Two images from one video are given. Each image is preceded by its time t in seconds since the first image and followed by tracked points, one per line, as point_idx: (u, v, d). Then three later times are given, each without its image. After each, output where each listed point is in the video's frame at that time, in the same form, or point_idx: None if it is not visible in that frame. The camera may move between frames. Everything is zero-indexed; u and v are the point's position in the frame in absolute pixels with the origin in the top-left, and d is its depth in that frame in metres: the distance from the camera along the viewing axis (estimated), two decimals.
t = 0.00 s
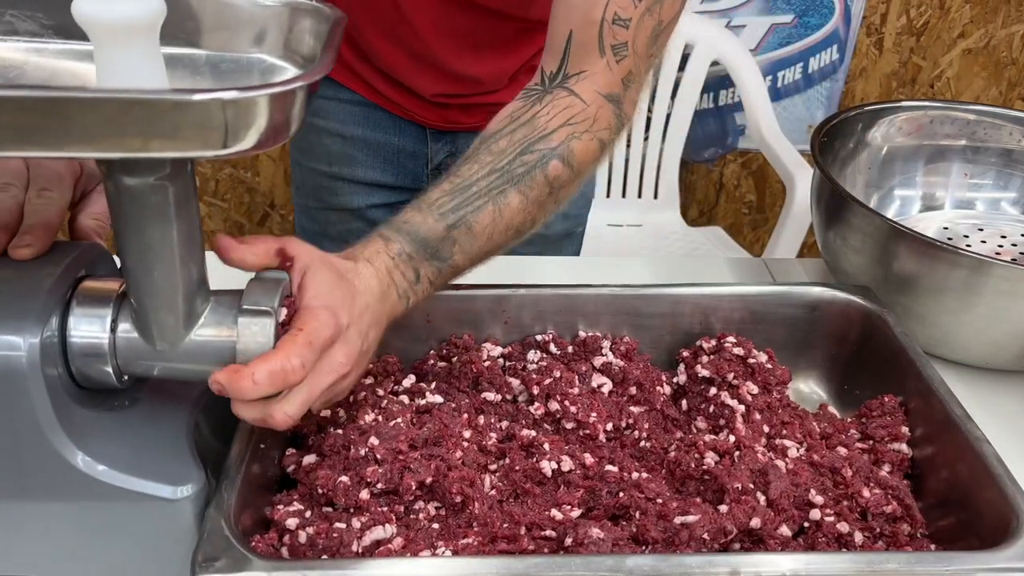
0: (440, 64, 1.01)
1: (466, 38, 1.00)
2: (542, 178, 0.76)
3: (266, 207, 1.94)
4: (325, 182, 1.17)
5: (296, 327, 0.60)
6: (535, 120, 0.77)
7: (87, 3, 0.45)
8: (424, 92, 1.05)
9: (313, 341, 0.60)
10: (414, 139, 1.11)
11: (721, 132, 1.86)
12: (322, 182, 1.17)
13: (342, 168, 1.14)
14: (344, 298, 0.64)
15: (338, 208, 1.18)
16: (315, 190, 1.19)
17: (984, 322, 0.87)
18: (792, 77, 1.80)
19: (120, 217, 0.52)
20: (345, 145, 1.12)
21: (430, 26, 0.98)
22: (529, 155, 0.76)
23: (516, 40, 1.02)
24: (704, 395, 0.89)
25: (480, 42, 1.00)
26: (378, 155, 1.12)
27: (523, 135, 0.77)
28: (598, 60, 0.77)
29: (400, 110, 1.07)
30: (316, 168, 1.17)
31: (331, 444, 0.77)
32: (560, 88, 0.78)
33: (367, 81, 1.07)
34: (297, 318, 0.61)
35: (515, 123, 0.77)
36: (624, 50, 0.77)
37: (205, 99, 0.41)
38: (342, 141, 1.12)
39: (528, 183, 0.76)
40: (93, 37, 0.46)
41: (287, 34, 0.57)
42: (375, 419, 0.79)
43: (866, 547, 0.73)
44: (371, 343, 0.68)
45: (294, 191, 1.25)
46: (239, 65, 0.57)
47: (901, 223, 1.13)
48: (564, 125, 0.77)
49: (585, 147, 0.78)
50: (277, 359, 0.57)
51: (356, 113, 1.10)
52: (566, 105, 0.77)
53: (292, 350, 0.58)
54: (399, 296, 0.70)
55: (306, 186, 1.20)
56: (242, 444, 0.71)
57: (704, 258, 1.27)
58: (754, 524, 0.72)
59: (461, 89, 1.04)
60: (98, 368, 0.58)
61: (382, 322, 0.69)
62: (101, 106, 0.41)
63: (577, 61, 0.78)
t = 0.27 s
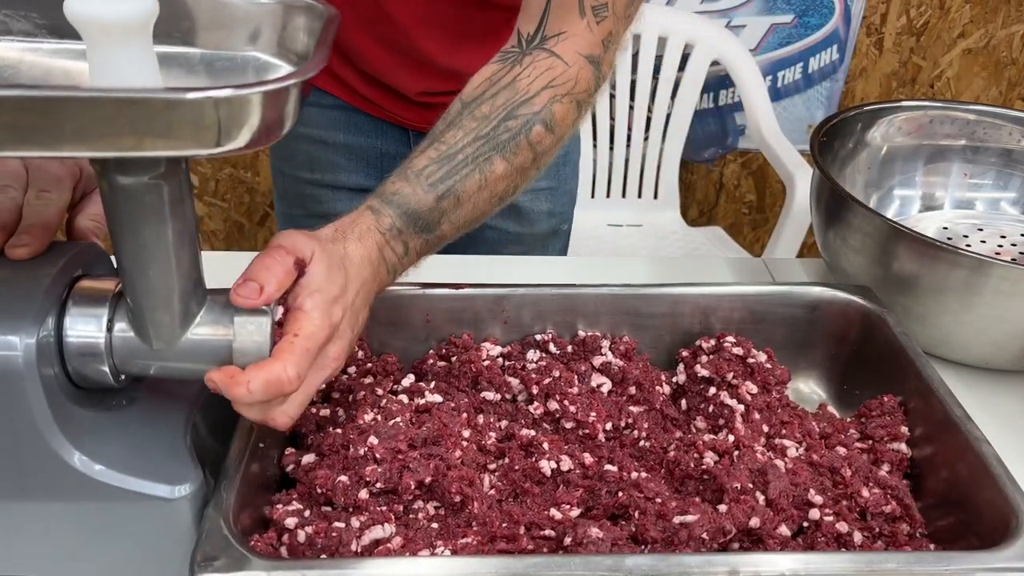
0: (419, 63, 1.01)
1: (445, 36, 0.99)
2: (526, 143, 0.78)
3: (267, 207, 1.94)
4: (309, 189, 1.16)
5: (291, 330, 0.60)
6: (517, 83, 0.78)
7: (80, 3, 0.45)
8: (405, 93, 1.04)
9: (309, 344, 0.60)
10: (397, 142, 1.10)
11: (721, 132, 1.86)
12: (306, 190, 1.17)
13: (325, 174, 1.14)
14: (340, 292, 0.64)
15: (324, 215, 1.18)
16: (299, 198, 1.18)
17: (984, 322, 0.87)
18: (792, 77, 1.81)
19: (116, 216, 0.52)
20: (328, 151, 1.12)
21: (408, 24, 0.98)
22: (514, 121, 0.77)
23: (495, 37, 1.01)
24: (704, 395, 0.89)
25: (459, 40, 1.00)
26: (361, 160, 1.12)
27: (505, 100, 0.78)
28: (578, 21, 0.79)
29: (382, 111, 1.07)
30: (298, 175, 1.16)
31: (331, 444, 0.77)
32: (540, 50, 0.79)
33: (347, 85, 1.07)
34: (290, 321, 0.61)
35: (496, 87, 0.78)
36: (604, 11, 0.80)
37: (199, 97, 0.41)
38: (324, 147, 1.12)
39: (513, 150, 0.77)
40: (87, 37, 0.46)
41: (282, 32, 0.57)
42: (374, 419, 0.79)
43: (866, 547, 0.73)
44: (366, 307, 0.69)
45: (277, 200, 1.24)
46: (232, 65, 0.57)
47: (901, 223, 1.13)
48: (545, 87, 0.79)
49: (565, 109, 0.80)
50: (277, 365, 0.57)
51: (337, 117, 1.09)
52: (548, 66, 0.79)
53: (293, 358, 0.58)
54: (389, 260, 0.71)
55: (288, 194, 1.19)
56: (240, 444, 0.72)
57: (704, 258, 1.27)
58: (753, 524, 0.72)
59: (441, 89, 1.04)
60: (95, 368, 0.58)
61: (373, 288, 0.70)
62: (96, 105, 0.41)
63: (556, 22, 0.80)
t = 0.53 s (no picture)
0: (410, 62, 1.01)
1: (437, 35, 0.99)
2: (535, 104, 0.77)
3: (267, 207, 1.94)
4: (295, 195, 1.15)
5: (297, 355, 0.59)
6: (522, 41, 0.79)
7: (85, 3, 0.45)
8: (396, 93, 1.04)
9: (313, 369, 0.59)
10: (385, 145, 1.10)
11: (722, 132, 1.86)
12: (292, 196, 1.15)
13: (312, 180, 1.13)
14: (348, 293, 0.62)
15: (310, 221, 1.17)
16: (284, 204, 1.17)
17: (983, 322, 0.87)
18: (792, 77, 1.81)
19: (119, 217, 0.52)
20: (313, 157, 1.11)
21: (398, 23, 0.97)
22: (521, 80, 0.77)
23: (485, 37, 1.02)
24: (704, 395, 0.89)
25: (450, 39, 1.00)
26: (347, 165, 1.12)
27: (511, 60, 0.78)
28: None
29: (371, 113, 1.07)
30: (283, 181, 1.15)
31: (331, 444, 0.77)
32: (540, 10, 0.81)
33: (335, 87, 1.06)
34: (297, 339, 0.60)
35: (500, 46, 0.79)
36: None
37: (204, 99, 0.41)
38: (309, 152, 1.11)
39: (523, 111, 0.76)
40: (92, 37, 0.46)
41: (285, 34, 0.57)
42: (374, 420, 0.79)
43: (866, 547, 0.73)
44: (376, 274, 0.66)
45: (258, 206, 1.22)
46: (237, 66, 0.57)
47: (901, 223, 1.13)
48: (551, 43, 0.79)
49: (570, 69, 0.79)
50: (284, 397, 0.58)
51: (324, 121, 1.09)
52: (551, 24, 0.80)
53: (297, 390, 0.58)
54: (405, 225, 0.67)
55: (273, 202, 1.18)
56: (242, 444, 0.72)
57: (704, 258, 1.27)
58: (754, 524, 0.72)
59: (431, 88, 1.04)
60: (97, 368, 0.58)
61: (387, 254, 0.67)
62: (100, 105, 0.41)
63: None
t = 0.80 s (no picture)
0: (407, 67, 0.97)
1: (434, 39, 0.95)
2: (621, 70, 0.76)
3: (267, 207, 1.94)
4: (293, 201, 1.14)
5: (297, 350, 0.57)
6: (595, 11, 0.77)
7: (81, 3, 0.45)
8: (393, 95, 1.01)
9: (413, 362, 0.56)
10: (382, 149, 1.08)
11: (721, 132, 1.86)
12: (290, 201, 1.14)
13: (309, 185, 1.11)
14: (449, 290, 0.59)
15: (309, 225, 1.16)
16: (282, 209, 1.16)
17: (984, 322, 0.87)
18: (792, 77, 1.81)
19: (117, 217, 0.52)
20: (311, 161, 1.09)
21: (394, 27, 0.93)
22: (605, 49, 0.76)
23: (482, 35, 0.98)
24: (704, 395, 0.89)
25: (448, 42, 0.96)
26: (345, 169, 1.09)
27: (590, 31, 0.76)
28: None
29: (367, 116, 1.04)
30: (283, 186, 1.13)
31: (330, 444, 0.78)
32: None
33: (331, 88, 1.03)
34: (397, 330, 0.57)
35: (576, 19, 0.77)
36: None
37: (201, 98, 0.41)
38: (308, 156, 1.09)
39: (611, 80, 0.75)
40: (88, 37, 0.46)
41: (284, 33, 0.57)
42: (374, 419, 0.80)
43: (866, 547, 0.73)
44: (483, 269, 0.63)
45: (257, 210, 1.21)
46: (235, 65, 0.57)
47: (901, 223, 1.13)
48: (623, 6, 0.77)
49: (648, 28, 0.77)
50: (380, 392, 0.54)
51: (321, 126, 1.06)
52: None
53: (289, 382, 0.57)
54: (519, 215, 0.66)
55: (274, 206, 1.16)
56: (241, 444, 0.71)
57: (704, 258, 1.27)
58: (754, 524, 0.72)
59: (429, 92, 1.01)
60: (96, 368, 0.58)
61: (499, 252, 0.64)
62: (96, 105, 0.41)
63: None
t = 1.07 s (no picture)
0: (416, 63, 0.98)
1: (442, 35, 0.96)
2: (616, 98, 0.76)
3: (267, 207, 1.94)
4: (300, 198, 1.14)
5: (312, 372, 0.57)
6: (589, 38, 0.78)
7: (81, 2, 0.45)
8: (401, 92, 1.01)
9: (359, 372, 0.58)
10: (389, 146, 1.08)
11: (722, 132, 1.86)
12: (297, 199, 1.14)
13: (317, 183, 1.11)
14: (409, 312, 0.61)
15: (316, 223, 1.16)
16: (289, 207, 1.16)
17: (984, 322, 0.87)
18: (792, 77, 1.81)
19: (117, 217, 0.52)
20: (319, 159, 1.09)
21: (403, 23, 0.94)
22: (598, 79, 0.76)
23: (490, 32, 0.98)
24: (704, 395, 0.89)
25: (455, 37, 0.96)
26: (352, 167, 1.09)
27: (583, 59, 0.77)
28: None
29: (376, 114, 1.04)
30: (289, 183, 1.13)
31: (330, 444, 0.78)
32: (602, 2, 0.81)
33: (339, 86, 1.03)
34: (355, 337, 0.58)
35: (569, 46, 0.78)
36: None
37: (201, 98, 0.41)
38: (314, 154, 1.09)
39: (606, 109, 0.75)
40: (88, 37, 0.46)
41: (284, 32, 0.57)
42: (374, 419, 0.80)
43: (866, 547, 0.73)
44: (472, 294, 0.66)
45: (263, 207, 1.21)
46: (235, 65, 0.57)
47: (901, 223, 1.13)
48: (619, 33, 0.78)
49: (643, 55, 0.78)
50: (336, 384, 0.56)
51: (328, 123, 1.06)
52: (614, 14, 0.79)
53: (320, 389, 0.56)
54: (505, 250, 0.67)
55: (280, 205, 1.16)
56: (241, 444, 0.71)
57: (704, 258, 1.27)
58: (754, 524, 0.72)
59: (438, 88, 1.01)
60: (96, 368, 0.58)
61: (478, 287, 0.66)
62: (96, 104, 0.41)
63: None
